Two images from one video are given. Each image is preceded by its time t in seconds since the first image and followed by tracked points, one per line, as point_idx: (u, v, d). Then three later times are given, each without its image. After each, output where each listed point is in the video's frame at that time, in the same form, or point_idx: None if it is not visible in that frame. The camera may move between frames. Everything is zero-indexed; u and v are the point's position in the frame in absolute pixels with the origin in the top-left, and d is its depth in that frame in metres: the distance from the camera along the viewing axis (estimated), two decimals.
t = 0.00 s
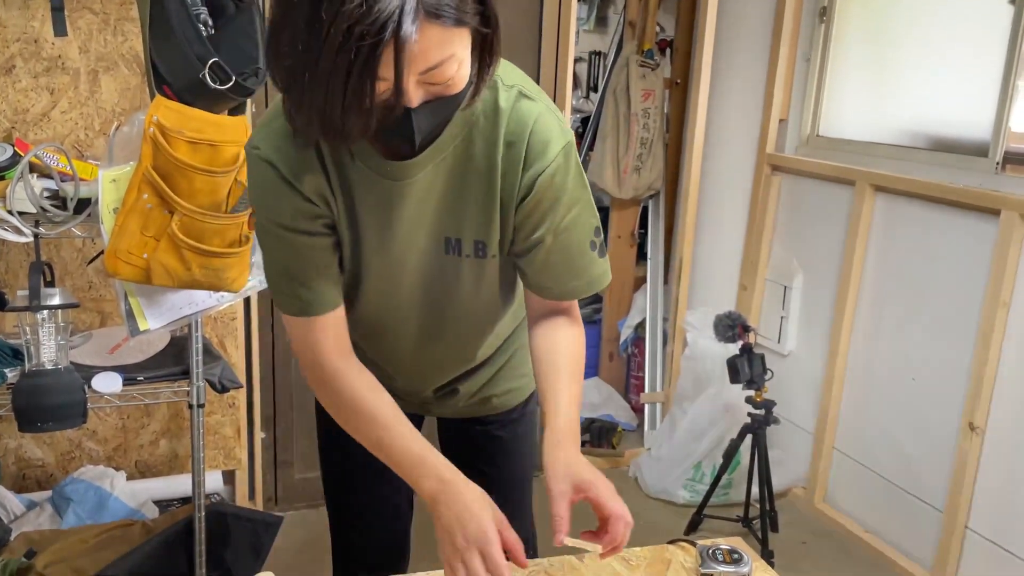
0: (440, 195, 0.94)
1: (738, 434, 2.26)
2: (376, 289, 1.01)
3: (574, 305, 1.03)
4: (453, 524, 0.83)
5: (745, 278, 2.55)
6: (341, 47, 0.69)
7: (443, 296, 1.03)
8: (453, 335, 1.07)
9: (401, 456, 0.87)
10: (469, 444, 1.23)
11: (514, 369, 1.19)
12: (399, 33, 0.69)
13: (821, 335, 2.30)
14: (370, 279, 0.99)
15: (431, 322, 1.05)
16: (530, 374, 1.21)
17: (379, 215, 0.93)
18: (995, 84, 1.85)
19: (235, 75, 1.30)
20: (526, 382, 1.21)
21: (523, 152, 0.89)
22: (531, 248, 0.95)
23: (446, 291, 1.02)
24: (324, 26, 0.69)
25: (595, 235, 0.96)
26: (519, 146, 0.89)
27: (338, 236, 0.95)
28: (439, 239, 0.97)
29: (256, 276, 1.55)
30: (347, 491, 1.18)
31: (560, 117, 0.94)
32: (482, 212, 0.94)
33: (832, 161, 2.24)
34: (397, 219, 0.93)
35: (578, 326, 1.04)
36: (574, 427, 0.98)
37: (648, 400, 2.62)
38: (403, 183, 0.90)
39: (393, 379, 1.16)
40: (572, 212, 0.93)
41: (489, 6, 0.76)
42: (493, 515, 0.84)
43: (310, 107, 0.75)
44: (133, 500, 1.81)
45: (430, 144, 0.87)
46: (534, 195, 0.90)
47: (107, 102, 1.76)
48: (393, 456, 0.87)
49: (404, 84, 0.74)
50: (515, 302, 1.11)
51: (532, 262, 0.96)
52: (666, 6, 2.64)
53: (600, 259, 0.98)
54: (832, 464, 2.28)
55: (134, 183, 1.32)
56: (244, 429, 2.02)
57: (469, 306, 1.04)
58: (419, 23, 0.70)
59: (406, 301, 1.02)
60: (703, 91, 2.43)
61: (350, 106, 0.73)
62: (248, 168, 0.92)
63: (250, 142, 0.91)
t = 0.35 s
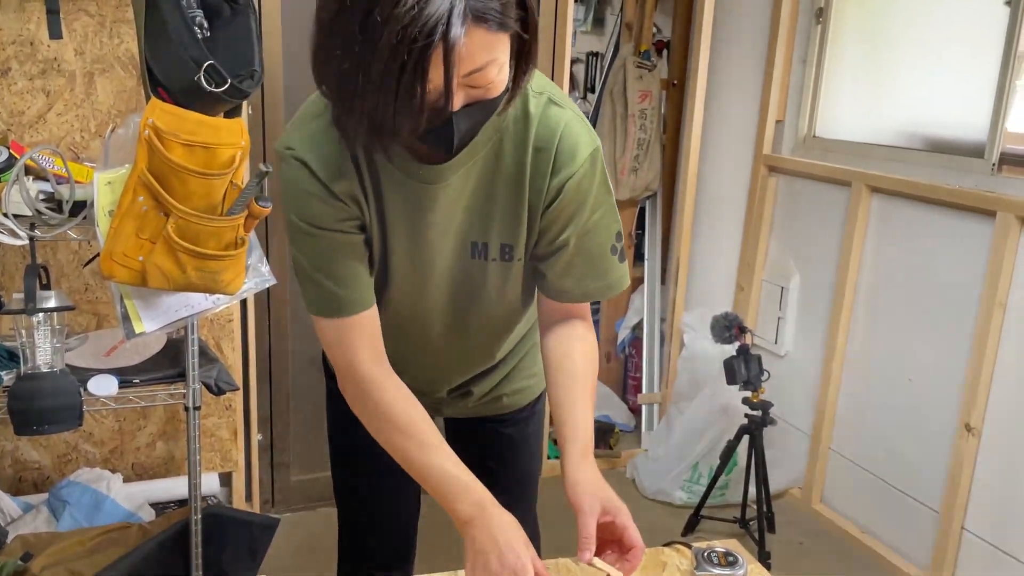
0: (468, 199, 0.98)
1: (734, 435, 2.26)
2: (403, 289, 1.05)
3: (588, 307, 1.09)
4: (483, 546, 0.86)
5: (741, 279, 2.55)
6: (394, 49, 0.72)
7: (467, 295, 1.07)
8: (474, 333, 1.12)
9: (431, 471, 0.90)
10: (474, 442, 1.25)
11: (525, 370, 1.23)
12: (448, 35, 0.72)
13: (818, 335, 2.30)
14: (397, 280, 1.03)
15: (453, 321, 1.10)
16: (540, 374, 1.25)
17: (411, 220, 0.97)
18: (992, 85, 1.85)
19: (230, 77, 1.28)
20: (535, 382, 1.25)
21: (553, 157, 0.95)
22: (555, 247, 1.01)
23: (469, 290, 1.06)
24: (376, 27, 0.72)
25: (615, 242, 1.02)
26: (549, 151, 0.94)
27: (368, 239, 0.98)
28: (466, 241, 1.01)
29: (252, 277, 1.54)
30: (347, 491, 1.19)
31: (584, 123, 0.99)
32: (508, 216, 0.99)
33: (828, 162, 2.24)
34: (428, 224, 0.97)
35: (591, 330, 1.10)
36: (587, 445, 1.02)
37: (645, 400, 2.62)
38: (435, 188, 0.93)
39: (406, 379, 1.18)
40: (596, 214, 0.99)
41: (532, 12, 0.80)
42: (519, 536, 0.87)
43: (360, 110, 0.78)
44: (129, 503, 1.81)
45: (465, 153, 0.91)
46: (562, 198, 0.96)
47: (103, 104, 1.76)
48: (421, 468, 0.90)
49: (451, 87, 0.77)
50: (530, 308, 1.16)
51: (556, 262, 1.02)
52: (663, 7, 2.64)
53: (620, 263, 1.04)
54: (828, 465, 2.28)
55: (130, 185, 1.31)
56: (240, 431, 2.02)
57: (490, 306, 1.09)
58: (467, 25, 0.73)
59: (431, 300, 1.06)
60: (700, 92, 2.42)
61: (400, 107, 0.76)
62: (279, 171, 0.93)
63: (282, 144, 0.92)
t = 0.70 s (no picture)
0: (487, 204, 0.97)
1: (731, 439, 2.27)
2: (416, 296, 1.03)
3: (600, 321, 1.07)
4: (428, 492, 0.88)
5: (740, 282, 2.55)
6: (422, 26, 0.72)
7: (482, 304, 1.05)
8: (487, 344, 1.08)
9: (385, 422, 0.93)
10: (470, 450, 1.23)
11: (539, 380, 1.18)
12: (477, 15, 0.72)
13: (816, 339, 2.30)
14: (411, 285, 1.01)
15: (466, 330, 1.07)
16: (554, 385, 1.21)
17: (428, 222, 0.96)
18: (988, 90, 1.85)
19: (227, 85, 1.30)
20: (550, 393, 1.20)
21: (575, 165, 0.94)
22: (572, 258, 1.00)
23: (484, 299, 1.04)
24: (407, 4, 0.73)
25: (629, 258, 1.02)
26: (571, 159, 0.94)
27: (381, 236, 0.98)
28: (483, 249, 1.00)
29: (250, 282, 1.54)
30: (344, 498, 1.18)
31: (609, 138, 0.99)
32: (527, 223, 0.98)
33: (826, 166, 2.24)
34: (446, 227, 0.96)
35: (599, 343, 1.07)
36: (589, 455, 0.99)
37: (644, 404, 2.61)
38: (455, 189, 0.93)
39: (415, 383, 1.15)
40: (612, 228, 0.98)
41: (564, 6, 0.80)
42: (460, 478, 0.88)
43: (386, 87, 0.78)
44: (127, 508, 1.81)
45: (486, 154, 0.91)
46: (582, 207, 0.95)
47: (101, 109, 1.76)
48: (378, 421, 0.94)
49: (478, 71, 0.77)
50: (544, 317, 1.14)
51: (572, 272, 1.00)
52: (661, 11, 2.65)
53: (634, 280, 1.03)
54: (827, 469, 2.28)
55: (127, 192, 1.31)
56: (239, 436, 2.02)
57: (505, 317, 1.06)
58: (496, 8, 0.73)
59: (445, 310, 1.04)
60: (698, 97, 2.43)
61: (425, 86, 0.76)
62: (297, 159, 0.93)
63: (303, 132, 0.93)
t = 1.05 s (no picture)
0: (484, 221, 0.95)
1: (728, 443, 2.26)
2: (412, 312, 1.02)
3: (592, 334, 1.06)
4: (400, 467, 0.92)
5: (737, 287, 2.54)
6: (418, 56, 0.69)
7: (477, 320, 1.03)
8: (484, 357, 1.07)
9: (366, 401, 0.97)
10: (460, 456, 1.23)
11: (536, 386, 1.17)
12: (475, 46, 0.69)
13: (813, 344, 2.29)
14: (404, 300, 1.00)
15: (462, 344, 1.05)
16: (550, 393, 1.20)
17: (422, 238, 0.95)
18: (985, 96, 1.85)
19: (218, 90, 1.30)
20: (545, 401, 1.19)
21: (573, 184, 0.92)
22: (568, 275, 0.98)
23: (480, 315, 1.03)
24: (403, 32, 0.69)
25: (625, 275, 1.00)
26: (569, 178, 0.92)
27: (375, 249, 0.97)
28: (479, 266, 0.98)
29: (242, 287, 1.55)
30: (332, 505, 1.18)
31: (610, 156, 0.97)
32: (523, 241, 0.96)
33: (823, 171, 2.24)
34: (440, 243, 0.95)
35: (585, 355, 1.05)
36: (574, 454, 0.97)
37: (641, 409, 2.61)
38: (449, 207, 0.92)
39: (412, 391, 1.14)
40: (609, 247, 0.96)
41: (567, 28, 0.76)
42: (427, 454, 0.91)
43: (382, 112, 0.75)
44: (120, 512, 1.81)
45: (480, 173, 0.89)
46: (578, 225, 0.93)
47: (96, 114, 1.76)
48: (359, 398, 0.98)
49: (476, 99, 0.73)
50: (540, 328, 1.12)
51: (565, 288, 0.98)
52: (659, 15, 2.65)
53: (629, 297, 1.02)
54: (823, 474, 2.27)
55: (118, 197, 1.31)
56: (233, 440, 2.02)
57: (501, 332, 1.05)
58: (495, 37, 0.69)
59: (441, 327, 1.03)
60: (695, 101, 2.42)
61: (421, 115, 0.73)
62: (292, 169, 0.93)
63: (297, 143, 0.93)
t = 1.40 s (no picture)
0: (472, 220, 0.95)
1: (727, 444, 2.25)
2: (400, 312, 1.01)
3: (588, 338, 1.04)
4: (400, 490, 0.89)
5: (738, 287, 2.53)
6: (397, 51, 0.68)
7: (466, 319, 1.03)
8: (473, 357, 1.06)
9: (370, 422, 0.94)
10: (450, 455, 1.23)
11: (525, 388, 1.17)
12: (455, 39, 0.68)
13: (814, 344, 2.28)
14: (392, 299, 1.00)
15: (451, 343, 1.05)
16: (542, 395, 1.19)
17: (410, 237, 0.95)
18: (985, 95, 1.83)
19: (211, 86, 1.29)
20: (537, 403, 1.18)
21: (561, 182, 0.92)
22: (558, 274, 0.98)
23: (469, 315, 1.03)
24: (383, 27, 0.69)
25: (615, 274, 0.99)
26: (557, 176, 0.92)
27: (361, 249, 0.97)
28: (467, 265, 0.98)
29: (238, 284, 1.54)
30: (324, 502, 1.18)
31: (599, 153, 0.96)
32: (511, 240, 0.96)
33: (824, 171, 2.23)
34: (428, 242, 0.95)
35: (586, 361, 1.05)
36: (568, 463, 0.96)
37: (641, 409, 2.60)
38: (436, 205, 0.92)
39: (403, 392, 1.13)
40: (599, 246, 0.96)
41: (550, 24, 0.75)
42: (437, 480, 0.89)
43: (362, 110, 0.75)
44: (117, 508, 1.82)
45: (467, 171, 0.89)
46: (567, 224, 0.93)
47: (94, 111, 1.77)
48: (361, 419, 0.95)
49: (456, 95, 0.73)
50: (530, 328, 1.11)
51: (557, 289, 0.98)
52: (661, 14, 2.64)
53: (620, 297, 1.01)
54: (823, 475, 2.26)
55: (111, 194, 1.30)
56: (231, 437, 2.02)
57: (489, 332, 1.04)
58: (477, 32, 0.69)
59: (431, 325, 1.02)
60: (695, 100, 2.42)
61: (401, 112, 0.72)
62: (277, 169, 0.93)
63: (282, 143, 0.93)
